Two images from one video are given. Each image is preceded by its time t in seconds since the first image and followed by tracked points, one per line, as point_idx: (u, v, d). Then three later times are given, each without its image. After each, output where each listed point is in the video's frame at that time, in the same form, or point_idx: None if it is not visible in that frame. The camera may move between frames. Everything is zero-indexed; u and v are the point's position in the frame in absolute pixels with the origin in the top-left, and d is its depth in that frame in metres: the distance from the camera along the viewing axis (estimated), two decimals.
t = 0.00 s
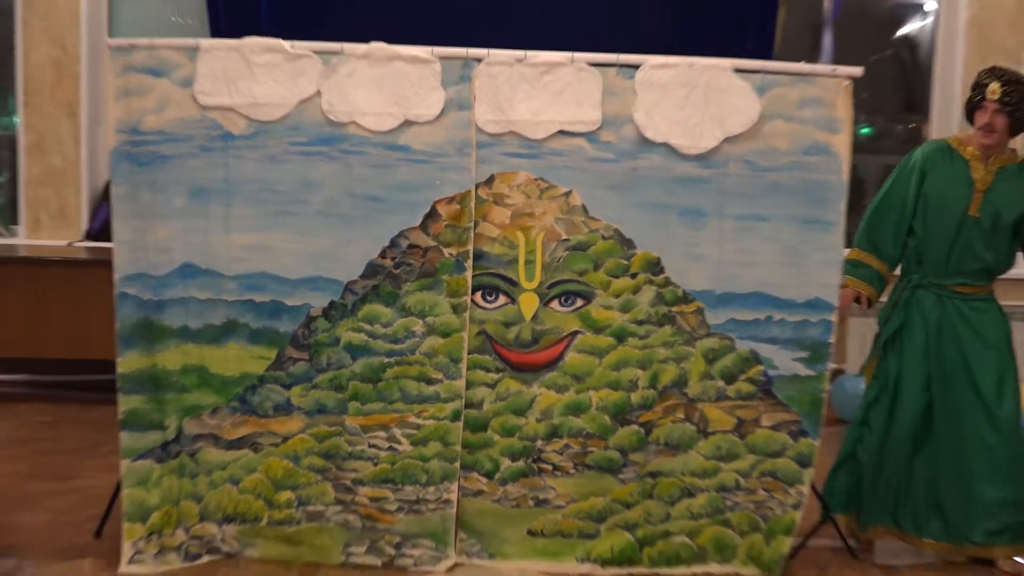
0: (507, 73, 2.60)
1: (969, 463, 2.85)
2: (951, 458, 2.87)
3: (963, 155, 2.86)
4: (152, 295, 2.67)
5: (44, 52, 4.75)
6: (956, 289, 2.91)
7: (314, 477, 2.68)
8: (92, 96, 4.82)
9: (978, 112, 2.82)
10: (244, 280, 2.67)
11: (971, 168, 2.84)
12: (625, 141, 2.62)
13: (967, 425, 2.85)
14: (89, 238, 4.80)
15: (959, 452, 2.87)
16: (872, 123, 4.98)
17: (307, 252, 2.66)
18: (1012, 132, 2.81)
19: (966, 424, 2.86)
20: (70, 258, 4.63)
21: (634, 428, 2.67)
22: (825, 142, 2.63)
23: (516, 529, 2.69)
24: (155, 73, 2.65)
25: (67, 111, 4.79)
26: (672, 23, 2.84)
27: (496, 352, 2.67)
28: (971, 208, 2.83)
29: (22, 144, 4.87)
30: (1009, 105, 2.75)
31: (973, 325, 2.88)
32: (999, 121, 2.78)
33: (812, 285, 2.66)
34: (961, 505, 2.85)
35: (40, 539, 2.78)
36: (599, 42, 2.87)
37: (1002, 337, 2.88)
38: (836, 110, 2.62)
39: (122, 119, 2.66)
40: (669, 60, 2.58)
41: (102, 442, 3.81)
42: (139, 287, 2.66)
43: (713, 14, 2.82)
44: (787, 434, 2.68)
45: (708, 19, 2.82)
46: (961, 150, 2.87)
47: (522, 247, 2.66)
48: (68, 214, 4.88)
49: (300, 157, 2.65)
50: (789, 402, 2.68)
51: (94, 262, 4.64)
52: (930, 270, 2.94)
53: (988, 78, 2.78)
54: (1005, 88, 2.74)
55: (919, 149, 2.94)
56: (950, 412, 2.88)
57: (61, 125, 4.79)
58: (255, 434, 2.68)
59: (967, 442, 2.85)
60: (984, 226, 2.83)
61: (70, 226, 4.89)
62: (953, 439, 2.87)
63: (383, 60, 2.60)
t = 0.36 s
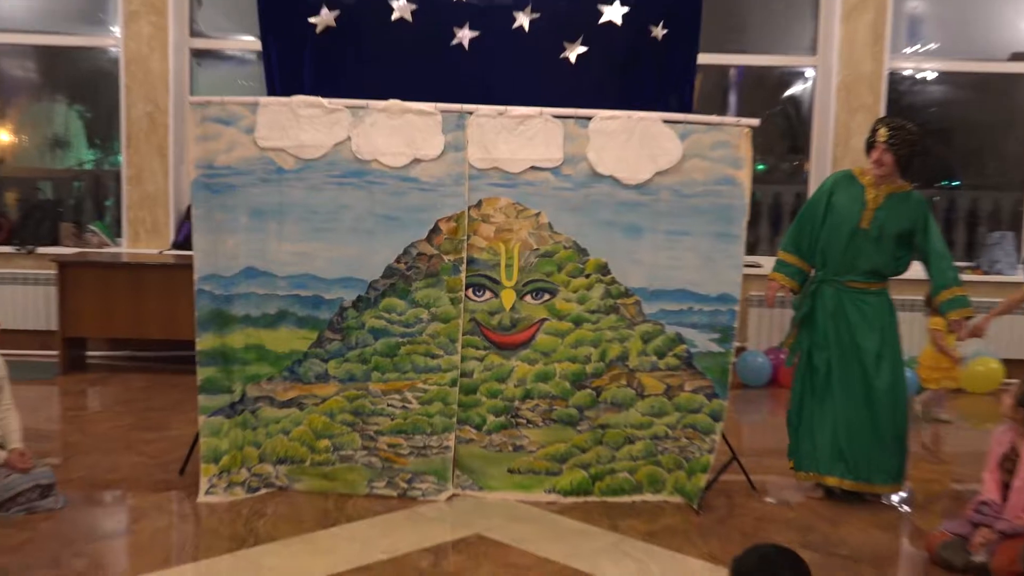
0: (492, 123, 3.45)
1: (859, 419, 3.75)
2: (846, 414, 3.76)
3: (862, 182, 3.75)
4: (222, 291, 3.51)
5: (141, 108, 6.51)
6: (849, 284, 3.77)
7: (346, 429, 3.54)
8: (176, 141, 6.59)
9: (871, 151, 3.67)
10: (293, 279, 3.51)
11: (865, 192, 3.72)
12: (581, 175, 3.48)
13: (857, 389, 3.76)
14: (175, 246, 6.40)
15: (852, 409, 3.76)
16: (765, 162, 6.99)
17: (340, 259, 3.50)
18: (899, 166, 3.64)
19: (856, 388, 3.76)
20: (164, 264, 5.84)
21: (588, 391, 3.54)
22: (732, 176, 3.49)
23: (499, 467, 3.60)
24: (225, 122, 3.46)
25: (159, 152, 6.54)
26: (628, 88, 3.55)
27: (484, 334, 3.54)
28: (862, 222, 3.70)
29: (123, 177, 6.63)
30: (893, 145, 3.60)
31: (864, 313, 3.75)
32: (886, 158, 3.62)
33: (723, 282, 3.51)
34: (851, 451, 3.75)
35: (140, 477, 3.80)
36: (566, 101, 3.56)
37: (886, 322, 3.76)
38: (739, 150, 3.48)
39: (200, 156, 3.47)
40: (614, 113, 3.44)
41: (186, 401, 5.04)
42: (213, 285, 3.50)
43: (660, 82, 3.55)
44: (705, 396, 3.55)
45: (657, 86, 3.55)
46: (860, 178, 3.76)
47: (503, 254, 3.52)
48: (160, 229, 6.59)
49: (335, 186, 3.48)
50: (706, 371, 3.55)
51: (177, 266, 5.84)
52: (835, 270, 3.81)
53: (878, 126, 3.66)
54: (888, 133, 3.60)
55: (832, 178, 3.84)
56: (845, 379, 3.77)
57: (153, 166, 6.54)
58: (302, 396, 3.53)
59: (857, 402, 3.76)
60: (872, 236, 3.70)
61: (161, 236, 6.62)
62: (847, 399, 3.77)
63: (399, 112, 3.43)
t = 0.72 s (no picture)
0: (494, 139, 3.81)
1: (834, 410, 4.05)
2: (822, 406, 4.06)
3: (833, 193, 4.06)
4: (248, 290, 3.85)
5: (177, 126, 6.73)
6: (825, 284, 4.07)
7: (361, 417, 3.90)
8: (208, 154, 6.79)
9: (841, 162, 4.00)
10: (313, 280, 3.86)
11: (838, 201, 4.03)
12: (574, 185, 3.84)
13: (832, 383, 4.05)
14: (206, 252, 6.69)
15: (827, 402, 4.05)
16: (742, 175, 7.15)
17: (355, 261, 3.86)
18: (866, 177, 3.97)
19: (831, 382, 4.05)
20: (195, 267, 6.24)
21: (581, 382, 3.89)
22: (711, 186, 3.85)
23: (500, 451, 3.96)
24: (252, 138, 3.81)
25: (192, 165, 6.75)
26: (616, 107, 3.92)
27: (486, 330, 3.89)
28: (835, 229, 4.01)
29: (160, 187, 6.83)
30: (862, 158, 3.94)
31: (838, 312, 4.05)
32: (856, 169, 3.95)
33: (704, 283, 3.87)
34: (827, 439, 4.05)
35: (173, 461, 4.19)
36: (560, 119, 3.93)
37: (858, 321, 4.05)
38: (718, 164, 3.84)
39: (229, 169, 3.82)
40: (604, 130, 3.81)
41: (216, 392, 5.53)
42: (240, 285, 3.84)
43: (646, 102, 3.91)
44: (688, 387, 3.91)
45: (642, 105, 3.92)
46: (833, 189, 4.06)
47: (504, 258, 3.87)
48: (193, 235, 6.83)
49: (351, 195, 3.83)
50: (688, 364, 3.90)
51: (209, 268, 6.25)
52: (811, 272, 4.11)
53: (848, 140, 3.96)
54: (857, 147, 3.92)
55: (809, 188, 4.15)
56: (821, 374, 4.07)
57: (187, 177, 6.76)
58: (320, 387, 3.89)
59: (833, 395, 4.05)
60: (843, 241, 4.00)
61: (191, 242, 6.82)
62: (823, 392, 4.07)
63: (409, 129, 3.78)
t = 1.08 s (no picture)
0: (494, 139, 3.81)
1: (836, 412, 4.03)
2: (825, 408, 4.03)
3: (835, 194, 4.03)
4: (249, 291, 3.85)
5: (178, 126, 6.73)
6: (827, 286, 4.04)
7: (361, 417, 3.90)
8: (209, 155, 6.79)
9: (852, 164, 3.98)
10: (314, 281, 3.87)
11: (839, 202, 4.01)
12: (574, 185, 3.84)
13: (835, 384, 4.03)
14: (207, 251, 6.70)
15: (830, 404, 4.03)
16: (743, 173, 7.15)
17: (355, 262, 3.86)
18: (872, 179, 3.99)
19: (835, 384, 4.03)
20: (195, 267, 6.25)
21: (581, 382, 3.89)
22: (711, 186, 3.85)
23: (501, 452, 3.96)
24: (252, 138, 3.81)
25: (193, 166, 6.75)
26: (617, 107, 3.92)
27: (487, 330, 3.89)
28: (837, 230, 3.99)
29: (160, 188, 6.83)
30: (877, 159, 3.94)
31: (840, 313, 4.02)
32: (870, 170, 3.95)
33: (705, 283, 3.87)
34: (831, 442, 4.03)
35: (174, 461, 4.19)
36: (561, 119, 3.93)
37: (860, 322, 4.04)
38: (718, 163, 3.84)
39: (229, 169, 3.82)
40: (604, 130, 3.81)
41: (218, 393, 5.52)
42: (241, 286, 3.84)
43: (646, 102, 3.91)
44: (688, 387, 3.91)
45: (642, 105, 3.91)
46: (834, 190, 4.04)
47: (504, 258, 3.87)
48: (193, 236, 6.83)
49: (351, 196, 3.83)
50: (689, 364, 3.90)
51: (209, 270, 6.25)
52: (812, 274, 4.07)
53: (861, 141, 3.95)
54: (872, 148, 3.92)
55: (808, 190, 4.12)
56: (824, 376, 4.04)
57: (188, 178, 6.76)
58: (321, 387, 3.89)
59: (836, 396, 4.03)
60: (846, 242, 3.98)
61: (192, 242, 6.83)
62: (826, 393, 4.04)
63: (409, 129, 3.78)
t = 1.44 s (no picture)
0: (495, 138, 3.80)
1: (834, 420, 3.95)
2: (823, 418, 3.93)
3: (818, 198, 3.93)
4: (250, 290, 3.85)
5: (178, 125, 6.73)
6: (820, 293, 3.93)
7: (362, 416, 3.90)
8: (210, 154, 6.79)
9: (834, 165, 3.86)
10: (315, 280, 3.86)
11: (825, 206, 3.90)
12: (575, 184, 3.84)
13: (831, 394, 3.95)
14: (209, 250, 6.71)
15: (827, 413, 3.94)
16: (745, 171, 7.14)
17: (356, 261, 3.86)
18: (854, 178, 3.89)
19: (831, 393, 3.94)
20: (196, 267, 6.26)
21: (583, 381, 3.90)
22: (712, 185, 3.85)
23: (502, 451, 3.96)
24: (253, 138, 3.81)
25: (194, 165, 6.76)
26: (618, 106, 3.92)
27: (488, 329, 3.89)
28: (826, 235, 3.89)
29: (161, 187, 6.84)
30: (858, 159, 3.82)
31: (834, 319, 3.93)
32: (851, 171, 3.83)
33: (706, 282, 3.87)
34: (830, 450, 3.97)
35: (175, 460, 4.19)
36: (562, 117, 3.92)
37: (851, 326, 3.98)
38: (719, 162, 3.84)
39: (230, 169, 3.82)
40: (605, 129, 3.80)
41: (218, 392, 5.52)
42: (242, 285, 3.84)
43: (648, 100, 3.91)
44: (689, 385, 3.91)
45: (644, 103, 3.91)
46: (816, 194, 3.93)
47: (505, 257, 3.87)
48: (195, 235, 6.83)
49: (353, 195, 3.83)
50: (690, 363, 3.90)
51: (209, 268, 6.26)
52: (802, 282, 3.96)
53: (840, 142, 3.82)
54: (854, 148, 3.81)
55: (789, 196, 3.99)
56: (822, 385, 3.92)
57: (189, 177, 6.77)
58: (322, 386, 3.89)
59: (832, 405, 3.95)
60: (836, 246, 3.89)
61: (194, 241, 6.83)
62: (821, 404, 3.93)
63: (410, 128, 3.78)
